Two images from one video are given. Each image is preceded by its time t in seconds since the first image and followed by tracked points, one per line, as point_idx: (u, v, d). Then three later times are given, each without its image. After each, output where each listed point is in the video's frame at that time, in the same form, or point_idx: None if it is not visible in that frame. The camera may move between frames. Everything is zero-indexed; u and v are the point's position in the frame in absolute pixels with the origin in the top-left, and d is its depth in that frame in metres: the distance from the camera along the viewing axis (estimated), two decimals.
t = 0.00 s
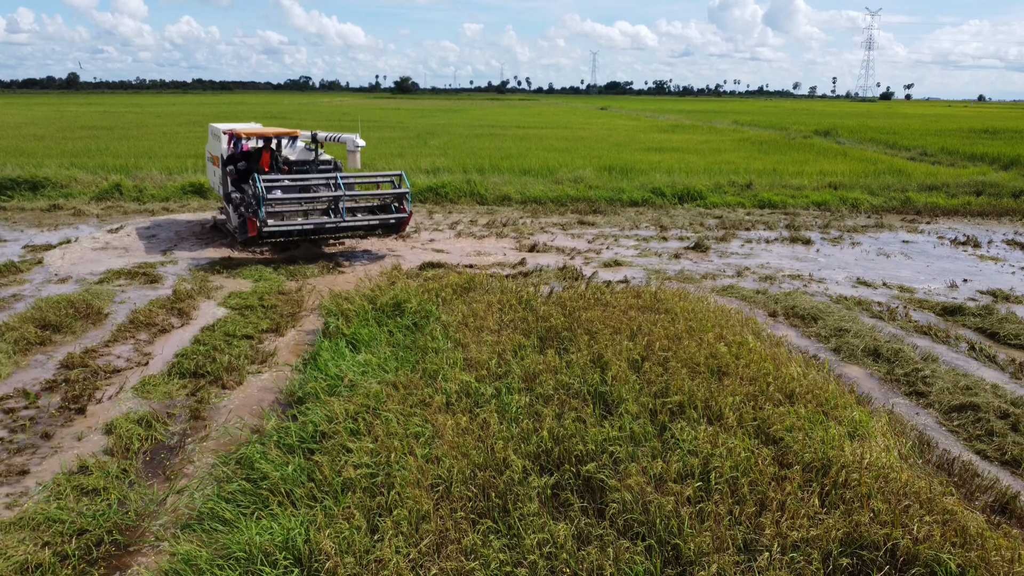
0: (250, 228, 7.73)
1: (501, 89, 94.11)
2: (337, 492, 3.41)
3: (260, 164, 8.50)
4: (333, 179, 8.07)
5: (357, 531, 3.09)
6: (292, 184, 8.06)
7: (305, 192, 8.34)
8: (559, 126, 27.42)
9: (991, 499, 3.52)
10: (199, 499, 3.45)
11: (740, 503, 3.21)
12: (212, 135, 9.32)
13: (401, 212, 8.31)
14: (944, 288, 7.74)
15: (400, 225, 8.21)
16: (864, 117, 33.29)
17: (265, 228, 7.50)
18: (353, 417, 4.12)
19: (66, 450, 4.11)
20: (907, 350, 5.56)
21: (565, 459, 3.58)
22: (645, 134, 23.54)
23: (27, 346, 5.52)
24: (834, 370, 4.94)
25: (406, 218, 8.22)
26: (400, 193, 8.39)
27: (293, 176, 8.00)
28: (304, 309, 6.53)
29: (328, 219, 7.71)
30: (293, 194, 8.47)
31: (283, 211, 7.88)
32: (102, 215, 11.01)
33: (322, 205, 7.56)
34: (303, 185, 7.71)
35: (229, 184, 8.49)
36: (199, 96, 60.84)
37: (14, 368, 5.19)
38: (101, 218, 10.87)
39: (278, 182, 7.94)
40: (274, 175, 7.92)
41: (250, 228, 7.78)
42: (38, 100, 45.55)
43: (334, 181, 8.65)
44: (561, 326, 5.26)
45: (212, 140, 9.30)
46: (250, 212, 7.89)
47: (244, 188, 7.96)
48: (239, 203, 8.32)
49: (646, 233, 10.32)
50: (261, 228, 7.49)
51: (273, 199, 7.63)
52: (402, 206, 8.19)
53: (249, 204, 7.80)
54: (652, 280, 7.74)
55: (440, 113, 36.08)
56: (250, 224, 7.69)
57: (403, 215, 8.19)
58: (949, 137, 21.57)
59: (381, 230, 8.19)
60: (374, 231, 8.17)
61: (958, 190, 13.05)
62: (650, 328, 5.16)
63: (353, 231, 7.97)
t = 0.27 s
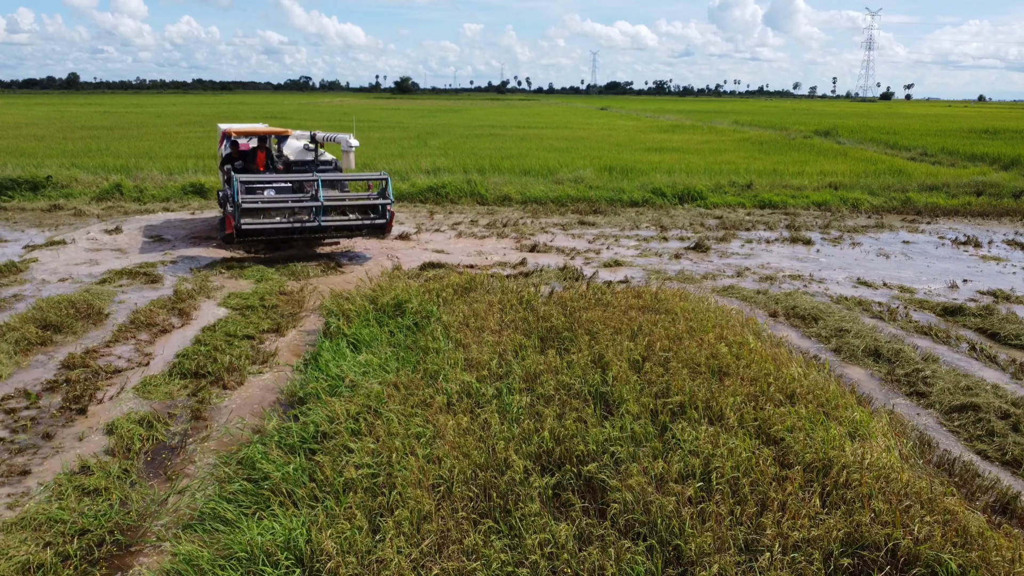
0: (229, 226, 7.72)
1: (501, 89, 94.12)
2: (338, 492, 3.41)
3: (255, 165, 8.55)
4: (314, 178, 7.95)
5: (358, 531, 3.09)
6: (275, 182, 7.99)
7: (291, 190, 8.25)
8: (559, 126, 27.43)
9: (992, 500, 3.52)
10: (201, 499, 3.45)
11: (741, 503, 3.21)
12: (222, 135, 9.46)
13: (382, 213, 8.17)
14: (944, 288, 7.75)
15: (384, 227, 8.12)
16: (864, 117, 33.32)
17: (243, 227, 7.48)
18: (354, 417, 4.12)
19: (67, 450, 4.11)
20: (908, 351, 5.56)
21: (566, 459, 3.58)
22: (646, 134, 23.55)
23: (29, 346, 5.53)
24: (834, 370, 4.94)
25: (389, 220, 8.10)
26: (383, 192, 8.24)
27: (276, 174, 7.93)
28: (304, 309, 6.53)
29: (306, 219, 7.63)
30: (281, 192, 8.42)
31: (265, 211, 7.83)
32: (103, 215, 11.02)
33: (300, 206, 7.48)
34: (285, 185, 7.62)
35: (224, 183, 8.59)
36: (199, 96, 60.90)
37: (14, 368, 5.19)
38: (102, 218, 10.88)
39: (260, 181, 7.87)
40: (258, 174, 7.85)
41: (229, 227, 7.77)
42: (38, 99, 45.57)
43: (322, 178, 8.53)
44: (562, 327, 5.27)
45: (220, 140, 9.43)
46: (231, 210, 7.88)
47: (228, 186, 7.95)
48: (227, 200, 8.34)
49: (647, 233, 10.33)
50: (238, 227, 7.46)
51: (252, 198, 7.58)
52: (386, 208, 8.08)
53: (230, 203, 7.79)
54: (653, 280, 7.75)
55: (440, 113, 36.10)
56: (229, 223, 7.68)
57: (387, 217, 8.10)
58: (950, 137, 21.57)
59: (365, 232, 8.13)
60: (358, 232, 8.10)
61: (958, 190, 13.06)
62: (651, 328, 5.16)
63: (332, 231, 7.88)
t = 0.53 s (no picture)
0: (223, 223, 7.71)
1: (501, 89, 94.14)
2: (339, 492, 3.42)
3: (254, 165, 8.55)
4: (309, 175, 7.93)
5: (360, 530, 3.09)
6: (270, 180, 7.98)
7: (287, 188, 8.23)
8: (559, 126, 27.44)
9: (993, 499, 3.52)
10: (202, 499, 3.46)
11: (742, 503, 3.21)
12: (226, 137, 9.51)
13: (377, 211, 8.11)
14: (944, 288, 7.75)
15: (378, 226, 8.07)
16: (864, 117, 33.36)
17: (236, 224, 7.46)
18: (355, 417, 4.13)
19: (68, 450, 4.12)
20: (908, 351, 5.56)
21: (567, 458, 3.59)
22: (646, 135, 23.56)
23: (30, 346, 5.53)
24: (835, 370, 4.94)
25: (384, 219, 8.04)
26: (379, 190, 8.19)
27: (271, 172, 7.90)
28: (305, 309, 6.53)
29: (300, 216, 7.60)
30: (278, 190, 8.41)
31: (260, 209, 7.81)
32: (103, 215, 11.03)
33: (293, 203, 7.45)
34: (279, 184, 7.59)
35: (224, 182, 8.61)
36: (200, 96, 60.97)
37: (15, 368, 5.19)
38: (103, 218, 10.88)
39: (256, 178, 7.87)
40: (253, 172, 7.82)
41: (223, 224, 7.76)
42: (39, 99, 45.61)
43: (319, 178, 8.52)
44: (562, 327, 5.27)
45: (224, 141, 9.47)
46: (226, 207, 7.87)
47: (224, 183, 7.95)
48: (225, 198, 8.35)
49: (647, 233, 10.33)
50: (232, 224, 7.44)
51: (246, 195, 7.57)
52: (381, 208, 8.01)
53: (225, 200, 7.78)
54: (653, 280, 7.75)
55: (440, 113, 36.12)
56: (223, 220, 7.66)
57: (381, 217, 8.04)
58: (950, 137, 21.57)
59: (360, 231, 8.09)
60: (352, 231, 8.06)
61: (958, 190, 13.06)
62: (651, 328, 5.17)
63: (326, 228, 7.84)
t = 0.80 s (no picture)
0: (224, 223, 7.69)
1: (502, 89, 94.13)
2: (340, 491, 3.42)
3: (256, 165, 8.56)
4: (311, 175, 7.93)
5: (361, 530, 3.10)
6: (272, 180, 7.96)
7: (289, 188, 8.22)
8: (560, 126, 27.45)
9: (993, 499, 3.53)
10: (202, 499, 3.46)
11: (742, 502, 3.21)
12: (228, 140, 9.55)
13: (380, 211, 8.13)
14: (944, 288, 7.76)
15: (381, 225, 8.08)
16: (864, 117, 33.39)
17: (238, 224, 7.46)
18: (356, 417, 4.13)
19: (69, 450, 4.12)
20: (908, 350, 5.57)
21: (567, 458, 3.59)
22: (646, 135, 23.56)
23: (31, 346, 5.54)
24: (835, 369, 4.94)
25: (387, 217, 8.05)
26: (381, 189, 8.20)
27: (273, 172, 7.89)
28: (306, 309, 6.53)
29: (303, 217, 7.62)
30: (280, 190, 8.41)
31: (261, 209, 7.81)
32: (104, 215, 11.03)
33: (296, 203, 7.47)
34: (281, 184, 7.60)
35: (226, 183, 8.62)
36: (200, 96, 61.00)
37: (16, 368, 5.20)
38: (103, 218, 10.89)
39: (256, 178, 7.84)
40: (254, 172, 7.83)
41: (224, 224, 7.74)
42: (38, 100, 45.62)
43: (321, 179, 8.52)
44: (563, 327, 5.28)
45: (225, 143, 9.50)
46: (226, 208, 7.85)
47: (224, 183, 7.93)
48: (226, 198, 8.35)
49: (647, 233, 10.34)
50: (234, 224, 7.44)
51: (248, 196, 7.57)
52: (383, 207, 8.02)
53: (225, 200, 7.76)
54: (654, 280, 7.76)
55: (441, 114, 36.13)
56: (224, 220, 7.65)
57: (383, 216, 8.05)
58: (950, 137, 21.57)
59: (362, 231, 8.10)
60: (355, 231, 8.08)
61: (958, 190, 13.06)
62: (652, 328, 5.17)
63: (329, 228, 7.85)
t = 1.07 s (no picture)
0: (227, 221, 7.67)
1: (502, 89, 94.10)
2: (340, 491, 3.42)
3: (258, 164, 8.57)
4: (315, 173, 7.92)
5: (361, 529, 3.10)
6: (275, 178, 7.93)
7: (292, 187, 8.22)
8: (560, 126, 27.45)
9: (993, 498, 3.53)
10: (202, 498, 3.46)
11: (743, 502, 3.21)
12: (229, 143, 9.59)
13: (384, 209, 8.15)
14: (945, 288, 7.75)
15: (385, 223, 8.11)
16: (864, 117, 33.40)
17: (242, 223, 7.45)
18: (356, 416, 4.13)
19: (69, 450, 4.12)
20: (909, 350, 5.57)
21: (568, 457, 3.59)
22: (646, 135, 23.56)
23: (31, 346, 5.54)
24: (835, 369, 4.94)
25: (391, 216, 8.08)
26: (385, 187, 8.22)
27: (276, 170, 7.87)
28: (306, 309, 6.53)
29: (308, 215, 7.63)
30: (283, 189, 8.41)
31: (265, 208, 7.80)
32: (104, 215, 11.03)
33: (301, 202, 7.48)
34: (286, 182, 7.62)
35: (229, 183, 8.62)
36: (200, 96, 61.02)
37: (17, 367, 5.20)
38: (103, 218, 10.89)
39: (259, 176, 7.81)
40: (258, 170, 7.85)
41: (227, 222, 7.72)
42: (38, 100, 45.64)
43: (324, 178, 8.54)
44: (563, 326, 5.28)
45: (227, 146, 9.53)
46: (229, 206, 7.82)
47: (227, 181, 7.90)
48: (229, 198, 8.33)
49: (647, 233, 10.34)
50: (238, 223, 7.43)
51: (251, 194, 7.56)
52: (387, 205, 8.06)
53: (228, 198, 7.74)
54: (654, 280, 7.75)
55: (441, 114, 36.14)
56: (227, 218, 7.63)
57: (388, 214, 8.09)
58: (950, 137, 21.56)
59: (365, 229, 8.12)
60: (359, 229, 8.10)
61: (959, 190, 13.06)
62: (652, 328, 5.17)
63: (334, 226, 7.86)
